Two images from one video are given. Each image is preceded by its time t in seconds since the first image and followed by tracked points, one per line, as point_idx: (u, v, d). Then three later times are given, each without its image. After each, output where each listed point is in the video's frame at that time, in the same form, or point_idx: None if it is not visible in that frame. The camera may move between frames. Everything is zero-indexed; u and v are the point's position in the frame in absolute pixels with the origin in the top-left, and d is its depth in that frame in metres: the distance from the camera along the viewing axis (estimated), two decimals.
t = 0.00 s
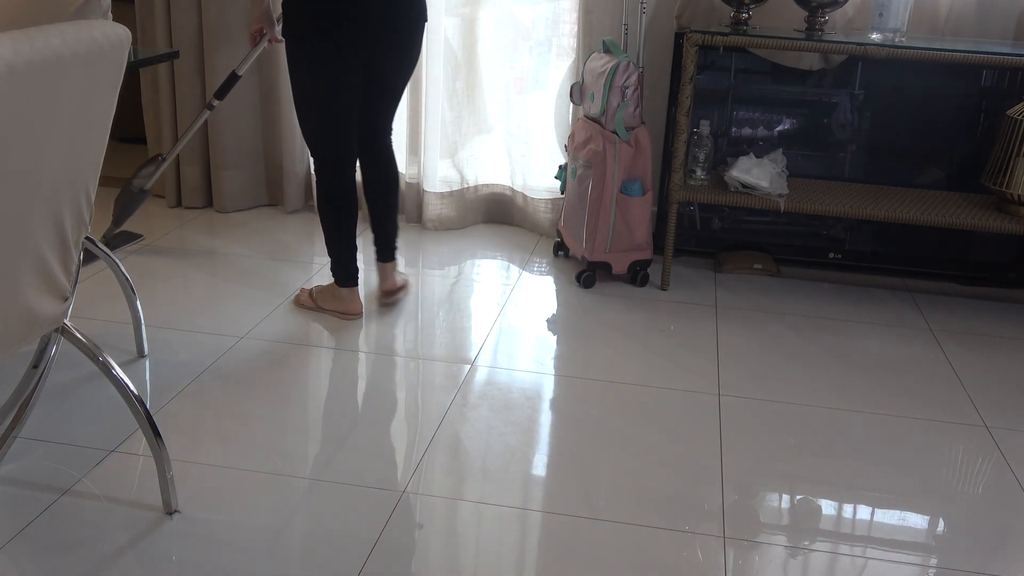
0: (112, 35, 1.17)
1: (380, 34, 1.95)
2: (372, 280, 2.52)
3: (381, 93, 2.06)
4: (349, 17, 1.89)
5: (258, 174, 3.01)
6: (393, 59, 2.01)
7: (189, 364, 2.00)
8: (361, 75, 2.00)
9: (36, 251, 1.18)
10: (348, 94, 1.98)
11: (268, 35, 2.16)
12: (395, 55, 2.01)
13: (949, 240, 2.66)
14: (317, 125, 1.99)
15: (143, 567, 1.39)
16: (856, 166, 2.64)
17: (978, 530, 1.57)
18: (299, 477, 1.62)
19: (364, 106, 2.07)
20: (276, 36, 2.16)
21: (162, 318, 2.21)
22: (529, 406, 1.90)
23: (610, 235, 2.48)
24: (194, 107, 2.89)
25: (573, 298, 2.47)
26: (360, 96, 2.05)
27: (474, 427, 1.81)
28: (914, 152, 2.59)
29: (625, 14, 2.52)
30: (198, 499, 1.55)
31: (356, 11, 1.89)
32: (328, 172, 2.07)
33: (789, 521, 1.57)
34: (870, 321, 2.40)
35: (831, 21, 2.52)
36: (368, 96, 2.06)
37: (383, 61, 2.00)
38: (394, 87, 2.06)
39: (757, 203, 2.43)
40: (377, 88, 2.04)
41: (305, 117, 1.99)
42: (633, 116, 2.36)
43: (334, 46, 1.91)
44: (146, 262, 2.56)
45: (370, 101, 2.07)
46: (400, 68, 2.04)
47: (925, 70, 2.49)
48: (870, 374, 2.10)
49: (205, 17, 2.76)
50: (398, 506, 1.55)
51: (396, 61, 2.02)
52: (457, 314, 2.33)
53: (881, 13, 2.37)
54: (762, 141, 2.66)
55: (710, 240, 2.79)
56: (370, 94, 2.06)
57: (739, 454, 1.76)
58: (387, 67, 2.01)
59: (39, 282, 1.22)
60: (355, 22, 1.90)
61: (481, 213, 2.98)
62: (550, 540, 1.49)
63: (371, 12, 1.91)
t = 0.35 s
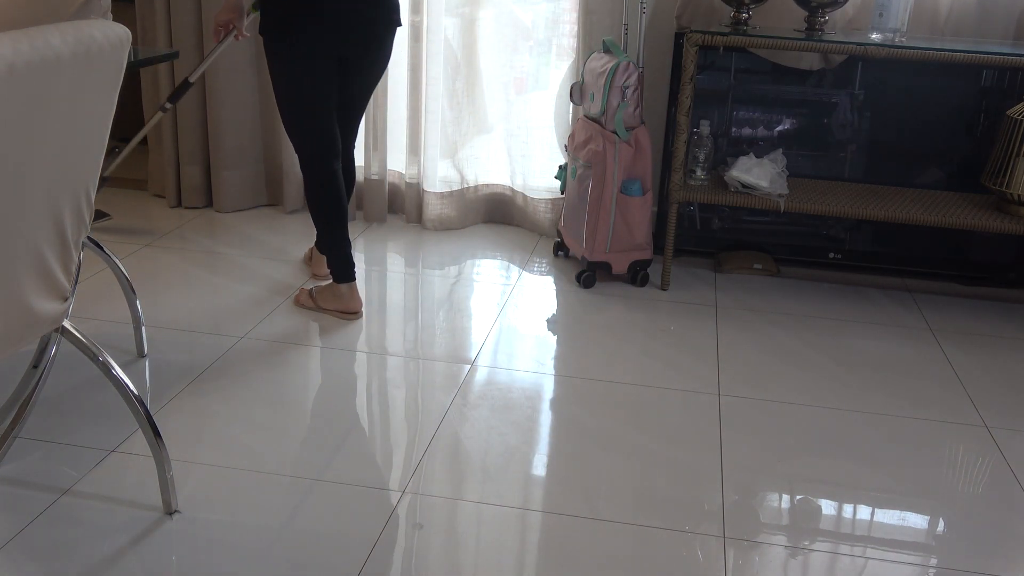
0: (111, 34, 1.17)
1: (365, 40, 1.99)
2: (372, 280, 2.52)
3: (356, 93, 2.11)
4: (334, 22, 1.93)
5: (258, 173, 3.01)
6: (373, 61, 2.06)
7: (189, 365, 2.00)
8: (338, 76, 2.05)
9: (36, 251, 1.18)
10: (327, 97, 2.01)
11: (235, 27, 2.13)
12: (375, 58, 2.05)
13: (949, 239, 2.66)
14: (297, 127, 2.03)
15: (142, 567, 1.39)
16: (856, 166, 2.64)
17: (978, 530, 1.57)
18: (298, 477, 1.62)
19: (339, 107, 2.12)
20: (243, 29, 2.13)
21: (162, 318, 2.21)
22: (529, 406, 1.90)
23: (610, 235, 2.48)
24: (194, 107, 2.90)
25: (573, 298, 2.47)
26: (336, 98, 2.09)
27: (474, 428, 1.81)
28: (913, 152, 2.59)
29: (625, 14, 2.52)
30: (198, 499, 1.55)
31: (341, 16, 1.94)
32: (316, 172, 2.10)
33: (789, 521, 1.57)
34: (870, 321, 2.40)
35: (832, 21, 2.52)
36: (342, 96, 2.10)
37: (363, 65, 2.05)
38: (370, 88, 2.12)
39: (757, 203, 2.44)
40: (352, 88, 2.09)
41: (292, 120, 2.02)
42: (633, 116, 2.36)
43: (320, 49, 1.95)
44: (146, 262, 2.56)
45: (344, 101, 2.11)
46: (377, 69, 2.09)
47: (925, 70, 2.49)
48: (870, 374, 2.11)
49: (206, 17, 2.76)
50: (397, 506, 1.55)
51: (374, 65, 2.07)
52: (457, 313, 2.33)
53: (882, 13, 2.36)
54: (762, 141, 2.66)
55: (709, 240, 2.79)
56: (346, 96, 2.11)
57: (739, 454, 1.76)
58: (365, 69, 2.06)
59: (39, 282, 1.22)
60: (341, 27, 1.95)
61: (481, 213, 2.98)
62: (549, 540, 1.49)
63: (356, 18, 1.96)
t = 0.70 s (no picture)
0: (111, 34, 1.17)
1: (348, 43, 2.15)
2: (372, 280, 2.51)
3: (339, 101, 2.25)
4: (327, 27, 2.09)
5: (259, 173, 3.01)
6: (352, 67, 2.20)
7: (189, 364, 2.00)
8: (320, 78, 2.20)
9: (36, 251, 1.18)
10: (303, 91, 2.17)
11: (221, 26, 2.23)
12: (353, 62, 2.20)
13: (949, 240, 2.66)
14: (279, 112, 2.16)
15: (142, 567, 1.39)
16: (856, 166, 2.64)
17: (978, 530, 1.57)
18: (297, 477, 1.62)
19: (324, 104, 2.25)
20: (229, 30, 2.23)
21: (161, 317, 2.21)
22: (529, 407, 1.89)
23: (610, 235, 2.48)
24: (194, 107, 2.90)
25: (573, 298, 2.47)
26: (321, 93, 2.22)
27: (474, 427, 1.81)
28: (913, 153, 2.59)
29: (625, 14, 2.52)
30: (198, 499, 1.55)
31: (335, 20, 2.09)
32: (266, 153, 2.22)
33: (789, 521, 1.57)
34: (870, 321, 2.40)
35: (832, 21, 2.52)
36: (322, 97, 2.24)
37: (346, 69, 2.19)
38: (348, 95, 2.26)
39: (757, 203, 2.43)
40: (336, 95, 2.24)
41: (265, 104, 2.15)
42: (633, 116, 2.36)
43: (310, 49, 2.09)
44: (146, 262, 2.56)
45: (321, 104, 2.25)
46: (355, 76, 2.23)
47: (925, 70, 2.49)
48: (870, 374, 2.11)
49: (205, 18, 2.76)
50: (397, 506, 1.55)
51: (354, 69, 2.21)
52: (457, 313, 2.33)
53: (882, 13, 2.37)
54: (762, 141, 2.66)
55: (709, 241, 2.79)
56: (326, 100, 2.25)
57: (739, 453, 1.76)
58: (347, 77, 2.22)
59: (39, 282, 1.23)
60: (332, 31, 2.10)
61: (481, 213, 2.98)
62: (549, 540, 1.49)
63: (347, 17, 2.11)
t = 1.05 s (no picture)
0: (111, 34, 1.17)
1: (333, 43, 2.15)
2: (372, 280, 2.51)
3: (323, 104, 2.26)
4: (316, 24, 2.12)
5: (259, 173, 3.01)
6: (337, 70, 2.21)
7: (189, 364, 2.00)
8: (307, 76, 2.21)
9: (36, 251, 1.18)
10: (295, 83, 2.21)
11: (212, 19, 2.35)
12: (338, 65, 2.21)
13: (949, 240, 2.66)
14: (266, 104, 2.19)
15: (143, 567, 1.39)
16: (856, 166, 2.64)
17: (978, 530, 1.57)
18: (298, 476, 1.62)
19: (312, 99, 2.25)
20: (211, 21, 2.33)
21: (161, 317, 2.21)
22: (529, 407, 1.89)
23: (610, 235, 2.48)
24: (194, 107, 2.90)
25: (573, 298, 2.47)
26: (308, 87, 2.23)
27: (474, 427, 1.81)
28: (913, 153, 2.59)
29: (625, 14, 2.52)
30: (198, 499, 1.55)
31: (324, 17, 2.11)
32: (260, 146, 2.26)
33: (789, 521, 1.57)
34: (870, 321, 2.40)
35: (831, 21, 2.52)
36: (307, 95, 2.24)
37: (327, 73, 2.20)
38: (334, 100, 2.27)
39: (757, 203, 2.44)
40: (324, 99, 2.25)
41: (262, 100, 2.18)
42: (633, 116, 2.36)
43: (297, 43, 2.13)
44: (146, 262, 2.56)
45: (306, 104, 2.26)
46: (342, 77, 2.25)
47: (925, 71, 2.49)
48: (870, 374, 2.11)
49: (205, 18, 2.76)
50: (397, 506, 1.55)
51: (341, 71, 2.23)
52: (457, 313, 2.33)
53: (882, 13, 2.37)
54: (762, 141, 2.66)
55: (710, 240, 2.79)
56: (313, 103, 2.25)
57: (739, 454, 1.76)
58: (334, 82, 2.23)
59: (39, 282, 1.23)
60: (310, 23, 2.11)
61: (481, 214, 2.98)
62: (549, 540, 1.49)
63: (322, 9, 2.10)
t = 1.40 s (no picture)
0: (111, 34, 1.17)
1: (319, 37, 2.19)
2: (372, 280, 2.51)
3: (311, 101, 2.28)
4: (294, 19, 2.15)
5: (259, 174, 3.01)
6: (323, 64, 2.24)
7: (190, 364, 2.00)
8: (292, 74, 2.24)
9: (36, 251, 1.18)
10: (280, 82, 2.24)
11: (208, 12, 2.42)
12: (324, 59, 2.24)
13: (949, 240, 2.66)
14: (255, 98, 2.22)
15: (143, 567, 1.39)
16: (856, 166, 2.64)
17: (977, 531, 1.57)
18: (298, 476, 1.62)
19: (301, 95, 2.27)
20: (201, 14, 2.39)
21: (162, 317, 2.21)
22: (530, 407, 1.89)
23: (610, 235, 2.48)
24: (193, 107, 2.90)
25: (573, 298, 2.47)
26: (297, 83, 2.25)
27: (474, 427, 1.81)
28: (913, 153, 2.59)
29: (625, 14, 2.53)
30: (198, 499, 1.55)
31: (301, 12, 2.15)
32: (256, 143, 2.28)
33: (789, 521, 1.57)
34: (870, 321, 2.40)
35: (831, 21, 2.52)
36: (292, 94, 2.27)
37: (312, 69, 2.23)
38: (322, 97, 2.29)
39: (757, 202, 2.44)
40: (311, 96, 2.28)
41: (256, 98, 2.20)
42: (633, 116, 2.36)
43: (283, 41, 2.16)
44: (146, 262, 2.56)
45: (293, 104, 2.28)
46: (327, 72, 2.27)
47: (925, 71, 2.49)
48: (870, 374, 2.11)
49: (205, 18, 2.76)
50: (397, 506, 1.55)
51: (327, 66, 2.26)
52: (458, 313, 2.33)
53: (882, 13, 2.37)
54: (762, 141, 2.66)
55: (709, 240, 2.79)
56: (301, 101, 2.28)
57: (739, 453, 1.76)
58: (320, 76, 2.26)
59: (39, 282, 1.23)
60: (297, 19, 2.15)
61: (481, 214, 2.98)
62: (549, 540, 1.49)
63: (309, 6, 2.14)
